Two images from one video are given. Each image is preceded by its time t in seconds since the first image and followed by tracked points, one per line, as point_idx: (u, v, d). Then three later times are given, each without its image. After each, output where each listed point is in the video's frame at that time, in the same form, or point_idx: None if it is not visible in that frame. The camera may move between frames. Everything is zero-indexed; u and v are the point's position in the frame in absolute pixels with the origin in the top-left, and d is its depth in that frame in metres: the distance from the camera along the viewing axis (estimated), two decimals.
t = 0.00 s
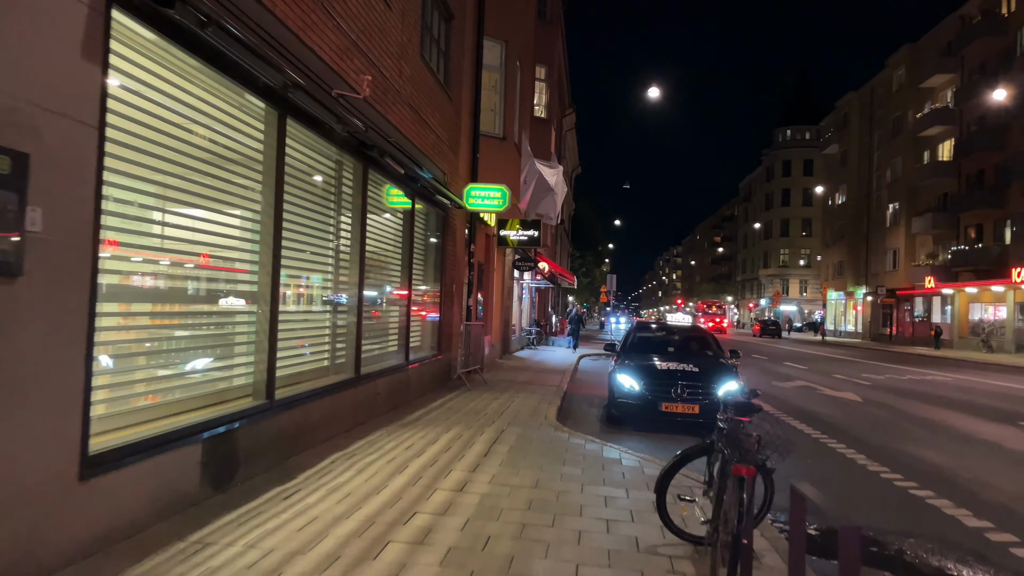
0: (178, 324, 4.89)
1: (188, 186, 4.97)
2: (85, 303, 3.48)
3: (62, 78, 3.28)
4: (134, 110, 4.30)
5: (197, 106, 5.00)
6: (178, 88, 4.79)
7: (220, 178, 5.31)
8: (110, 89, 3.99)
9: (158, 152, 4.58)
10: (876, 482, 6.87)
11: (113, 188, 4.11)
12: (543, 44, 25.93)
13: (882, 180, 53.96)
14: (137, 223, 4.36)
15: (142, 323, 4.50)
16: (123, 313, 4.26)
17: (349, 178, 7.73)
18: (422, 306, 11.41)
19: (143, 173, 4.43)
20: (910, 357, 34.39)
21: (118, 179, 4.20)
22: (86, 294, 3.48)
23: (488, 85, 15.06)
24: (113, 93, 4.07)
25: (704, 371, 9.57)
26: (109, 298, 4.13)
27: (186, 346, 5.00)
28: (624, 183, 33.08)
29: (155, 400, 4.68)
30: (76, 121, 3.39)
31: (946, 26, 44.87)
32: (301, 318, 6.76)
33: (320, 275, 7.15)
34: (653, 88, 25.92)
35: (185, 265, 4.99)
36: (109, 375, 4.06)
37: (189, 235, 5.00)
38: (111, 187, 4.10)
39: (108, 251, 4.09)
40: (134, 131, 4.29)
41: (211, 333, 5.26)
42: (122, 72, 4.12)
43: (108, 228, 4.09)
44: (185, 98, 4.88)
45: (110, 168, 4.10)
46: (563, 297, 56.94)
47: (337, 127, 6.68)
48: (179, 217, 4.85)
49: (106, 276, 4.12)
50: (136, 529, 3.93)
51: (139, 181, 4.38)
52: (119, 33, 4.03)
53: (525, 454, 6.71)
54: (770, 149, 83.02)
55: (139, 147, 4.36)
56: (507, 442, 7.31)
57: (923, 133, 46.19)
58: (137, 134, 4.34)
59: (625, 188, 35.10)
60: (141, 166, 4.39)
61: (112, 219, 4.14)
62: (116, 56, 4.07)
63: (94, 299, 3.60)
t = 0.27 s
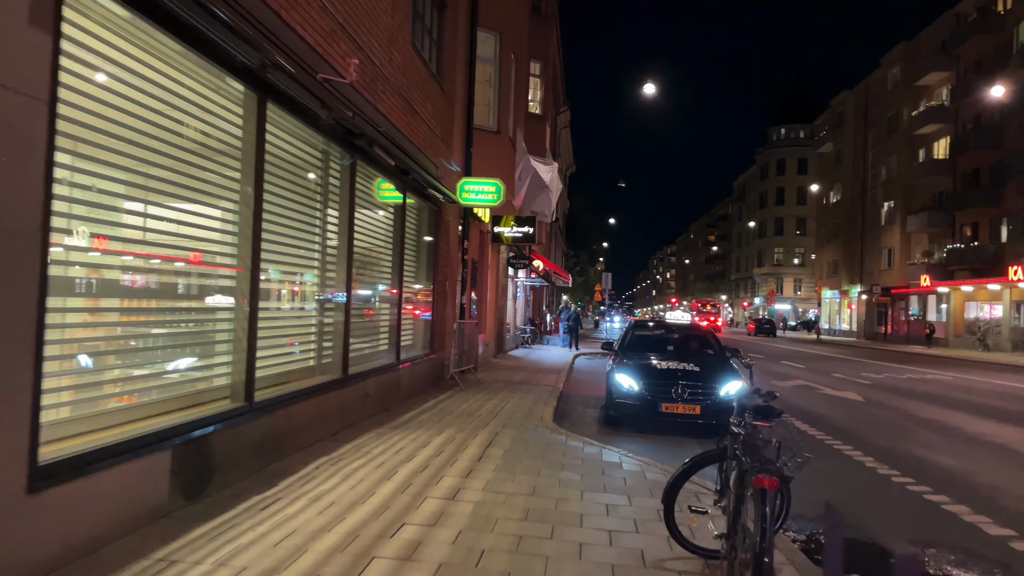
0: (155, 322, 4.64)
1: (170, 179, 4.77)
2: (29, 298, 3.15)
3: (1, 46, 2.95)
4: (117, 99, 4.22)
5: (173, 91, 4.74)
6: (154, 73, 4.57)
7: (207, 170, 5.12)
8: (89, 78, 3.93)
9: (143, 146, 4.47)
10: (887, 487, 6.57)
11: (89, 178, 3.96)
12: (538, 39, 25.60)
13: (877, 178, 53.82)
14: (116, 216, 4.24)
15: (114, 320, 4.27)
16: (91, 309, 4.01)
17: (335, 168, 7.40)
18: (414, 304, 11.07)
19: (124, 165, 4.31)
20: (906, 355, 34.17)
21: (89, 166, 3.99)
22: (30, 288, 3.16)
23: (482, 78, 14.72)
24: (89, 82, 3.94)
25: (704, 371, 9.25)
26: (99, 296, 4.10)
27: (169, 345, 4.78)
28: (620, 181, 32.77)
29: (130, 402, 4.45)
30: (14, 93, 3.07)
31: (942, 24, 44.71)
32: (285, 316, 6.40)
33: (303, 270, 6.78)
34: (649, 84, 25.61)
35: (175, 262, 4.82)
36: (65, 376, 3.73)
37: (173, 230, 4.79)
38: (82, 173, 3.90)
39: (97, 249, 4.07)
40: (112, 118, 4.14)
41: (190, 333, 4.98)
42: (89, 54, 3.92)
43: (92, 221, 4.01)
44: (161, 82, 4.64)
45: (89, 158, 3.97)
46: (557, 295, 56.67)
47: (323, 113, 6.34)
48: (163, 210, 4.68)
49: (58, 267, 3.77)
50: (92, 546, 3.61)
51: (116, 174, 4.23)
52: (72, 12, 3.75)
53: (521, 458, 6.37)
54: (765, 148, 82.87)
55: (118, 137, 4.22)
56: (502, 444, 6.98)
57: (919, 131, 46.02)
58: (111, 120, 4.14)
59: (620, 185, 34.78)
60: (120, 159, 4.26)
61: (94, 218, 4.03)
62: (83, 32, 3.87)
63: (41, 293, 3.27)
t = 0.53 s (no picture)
0: (129, 327, 4.37)
1: (152, 177, 4.54)
2: None
3: None
4: (104, 98, 4.10)
5: (155, 86, 4.51)
6: (133, 64, 4.31)
7: (195, 167, 4.90)
8: (64, 73, 3.79)
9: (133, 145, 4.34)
10: (901, 500, 6.25)
11: (58, 175, 3.79)
12: (533, 35, 25.23)
13: (873, 177, 53.60)
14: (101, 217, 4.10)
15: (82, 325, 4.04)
16: (51, 315, 3.78)
17: (319, 163, 7.05)
18: (405, 304, 10.71)
19: (106, 163, 4.14)
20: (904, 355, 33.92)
21: (58, 165, 3.80)
22: None
23: (476, 72, 14.36)
24: (67, 78, 3.82)
25: (705, 375, 8.91)
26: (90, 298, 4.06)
27: (147, 351, 4.55)
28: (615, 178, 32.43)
29: (103, 412, 4.22)
30: None
31: (940, 22, 44.46)
32: (263, 319, 6.04)
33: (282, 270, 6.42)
34: (645, 81, 25.27)
35: (166, 263, 4.66)
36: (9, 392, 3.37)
37: (158, 232, 4.58)
38: (45, 171, 3.69)
39: (88, 251, 4.03)
40: (89, 114, 3.98)
41: (164, 337, 4.69)
42: (54, 49, 3.71)
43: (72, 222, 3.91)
44: (137, 73, 4.36)
45: (66, 155, 3.84)
46: (552, 293, 56.28)
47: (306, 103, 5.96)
48: (149, 211, 4.49)
49: (4, 271, 3.45)
50: None
51: (95, 173, 4.06)
52: (10, 8, 3.37)
53: (516, 469, 6.02)
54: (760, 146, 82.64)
55: (99, 132, 4.07)
56: (496, 454, 6.62)
57: (916, 129, 45.79)
58: (82, 114, 3.93)
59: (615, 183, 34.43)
60: (104, 157, 4.12)
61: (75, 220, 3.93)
62: (52, 22, 3.68)
63: None
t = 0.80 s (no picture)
0: (105, 321, 4.10)
1: (136, 164, 4.30)
2: None
3: None
4: (95, 88, 3.95)
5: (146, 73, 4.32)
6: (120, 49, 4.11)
7: (180, 154, 4.66)
8: (49, 56, 3.61)
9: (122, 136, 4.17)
10: (919, 504, 5.93)
11: (34, 159, 3.55)
12: (529, 29, 24.90)
13: (871, 174, 53.37)
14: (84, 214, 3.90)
15: (49, 317, 3.72)
16: (10, 306, 3.44)
17: (306, 149, 6.71)
18: (398, 300, 10.36)
19: (92, 150, 3.94)
20: (903, 352, 33.67)
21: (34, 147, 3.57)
22: None
23: (472, 63, 14.01)
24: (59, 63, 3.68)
25: (710, 373, 8.59)
26: (82, 294, 3.92)
27: (127, 347, 4.29)
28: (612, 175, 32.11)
29: (77, 410, 3.96)
30: None
31: (938, 18, 44.21)
32: (243, 314, 5.69)
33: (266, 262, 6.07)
34: (643, 76, 24.93)
35: (162, 261, 4.53)
36: None
37: (145, 223, 4.36)
38: (18, 153, 3.45)
39: (79, 245, 3.88)
40: (72, 98, 3.78)
41: (143, 332, 4.39)
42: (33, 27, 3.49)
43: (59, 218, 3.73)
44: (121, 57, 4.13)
45: (54, 141, 3.68)
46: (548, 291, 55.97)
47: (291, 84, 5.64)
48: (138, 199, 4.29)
49: None
50: None
51: (79, 161, 3.86)
52: None
53: (514, 472, 5.69)
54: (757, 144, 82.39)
55: (85, 119, 3.88)
56: (492, 455, 6.28)
57: (914, 126, 45.56)
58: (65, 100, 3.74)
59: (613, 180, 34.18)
60: (92, 144, 3.95)
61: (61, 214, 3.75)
62: None
63: None
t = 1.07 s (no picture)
0: (80, 326, 3.82)
1: (120, 160, 4.05)
2: None
3: None
4: (84, 84, 3.80)
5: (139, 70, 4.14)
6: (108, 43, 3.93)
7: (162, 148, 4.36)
8: (33, 47, 3.45)
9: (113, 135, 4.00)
10: (943, 519, 5.59)
11: None
12: (527, 24, 24.52)
13: (871, 172, 53.05)
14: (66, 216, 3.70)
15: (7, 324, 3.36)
16: None
17: (294, 143, 6.35)
18: (393, 301, 10.00)
19: (68, 144, 3.71)
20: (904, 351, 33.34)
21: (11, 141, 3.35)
22: None
23: (469, 56, 13.64)
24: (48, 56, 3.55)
25: (718, 378, 8.24)
26: (78, 295, 3.80)
27: (107, 353, 4.00)
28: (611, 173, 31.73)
29: (52, 422, 3.67)
30: None
31: (939, 14, 43.86)
32: (221, 317, 5.32)
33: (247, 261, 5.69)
34: (643, 71, 24.55)
35: (159, 261, 4.32)
36: None
37: (131, 224, 4.12)
38: None
39: (72, 245, 3.75)
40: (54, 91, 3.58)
41: (121, 337, 4.09)
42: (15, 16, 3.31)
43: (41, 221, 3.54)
44: (112, 52, 3.95)
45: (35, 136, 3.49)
46: (546, 289, 55.59)
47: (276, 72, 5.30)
48: (122, 199, 4.04)
49: None
50: None
51: (59, 156, 3.65)
52: None
53: (514, 487, 5.34)
54: (756, 142, 82.05)
55: (66, 113, 3.67)
56: (491, 467, 5.93)
57: (915, 123, 45.24)
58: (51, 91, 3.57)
59: (611, 178, 33.81)
60: (76, 140, 3.76)
61: (48, 213, 3.59)
62: None
63: None
